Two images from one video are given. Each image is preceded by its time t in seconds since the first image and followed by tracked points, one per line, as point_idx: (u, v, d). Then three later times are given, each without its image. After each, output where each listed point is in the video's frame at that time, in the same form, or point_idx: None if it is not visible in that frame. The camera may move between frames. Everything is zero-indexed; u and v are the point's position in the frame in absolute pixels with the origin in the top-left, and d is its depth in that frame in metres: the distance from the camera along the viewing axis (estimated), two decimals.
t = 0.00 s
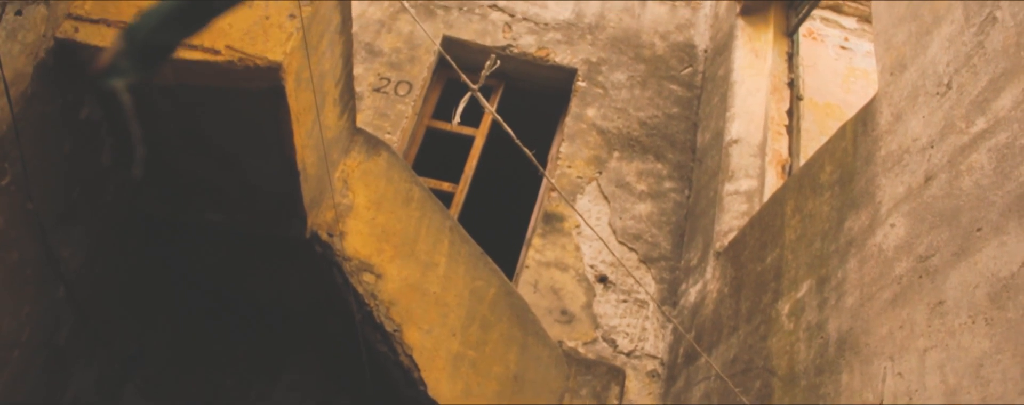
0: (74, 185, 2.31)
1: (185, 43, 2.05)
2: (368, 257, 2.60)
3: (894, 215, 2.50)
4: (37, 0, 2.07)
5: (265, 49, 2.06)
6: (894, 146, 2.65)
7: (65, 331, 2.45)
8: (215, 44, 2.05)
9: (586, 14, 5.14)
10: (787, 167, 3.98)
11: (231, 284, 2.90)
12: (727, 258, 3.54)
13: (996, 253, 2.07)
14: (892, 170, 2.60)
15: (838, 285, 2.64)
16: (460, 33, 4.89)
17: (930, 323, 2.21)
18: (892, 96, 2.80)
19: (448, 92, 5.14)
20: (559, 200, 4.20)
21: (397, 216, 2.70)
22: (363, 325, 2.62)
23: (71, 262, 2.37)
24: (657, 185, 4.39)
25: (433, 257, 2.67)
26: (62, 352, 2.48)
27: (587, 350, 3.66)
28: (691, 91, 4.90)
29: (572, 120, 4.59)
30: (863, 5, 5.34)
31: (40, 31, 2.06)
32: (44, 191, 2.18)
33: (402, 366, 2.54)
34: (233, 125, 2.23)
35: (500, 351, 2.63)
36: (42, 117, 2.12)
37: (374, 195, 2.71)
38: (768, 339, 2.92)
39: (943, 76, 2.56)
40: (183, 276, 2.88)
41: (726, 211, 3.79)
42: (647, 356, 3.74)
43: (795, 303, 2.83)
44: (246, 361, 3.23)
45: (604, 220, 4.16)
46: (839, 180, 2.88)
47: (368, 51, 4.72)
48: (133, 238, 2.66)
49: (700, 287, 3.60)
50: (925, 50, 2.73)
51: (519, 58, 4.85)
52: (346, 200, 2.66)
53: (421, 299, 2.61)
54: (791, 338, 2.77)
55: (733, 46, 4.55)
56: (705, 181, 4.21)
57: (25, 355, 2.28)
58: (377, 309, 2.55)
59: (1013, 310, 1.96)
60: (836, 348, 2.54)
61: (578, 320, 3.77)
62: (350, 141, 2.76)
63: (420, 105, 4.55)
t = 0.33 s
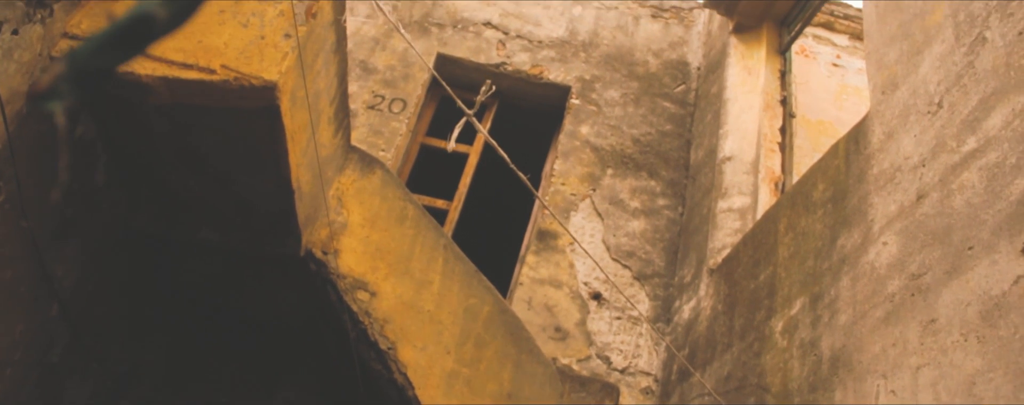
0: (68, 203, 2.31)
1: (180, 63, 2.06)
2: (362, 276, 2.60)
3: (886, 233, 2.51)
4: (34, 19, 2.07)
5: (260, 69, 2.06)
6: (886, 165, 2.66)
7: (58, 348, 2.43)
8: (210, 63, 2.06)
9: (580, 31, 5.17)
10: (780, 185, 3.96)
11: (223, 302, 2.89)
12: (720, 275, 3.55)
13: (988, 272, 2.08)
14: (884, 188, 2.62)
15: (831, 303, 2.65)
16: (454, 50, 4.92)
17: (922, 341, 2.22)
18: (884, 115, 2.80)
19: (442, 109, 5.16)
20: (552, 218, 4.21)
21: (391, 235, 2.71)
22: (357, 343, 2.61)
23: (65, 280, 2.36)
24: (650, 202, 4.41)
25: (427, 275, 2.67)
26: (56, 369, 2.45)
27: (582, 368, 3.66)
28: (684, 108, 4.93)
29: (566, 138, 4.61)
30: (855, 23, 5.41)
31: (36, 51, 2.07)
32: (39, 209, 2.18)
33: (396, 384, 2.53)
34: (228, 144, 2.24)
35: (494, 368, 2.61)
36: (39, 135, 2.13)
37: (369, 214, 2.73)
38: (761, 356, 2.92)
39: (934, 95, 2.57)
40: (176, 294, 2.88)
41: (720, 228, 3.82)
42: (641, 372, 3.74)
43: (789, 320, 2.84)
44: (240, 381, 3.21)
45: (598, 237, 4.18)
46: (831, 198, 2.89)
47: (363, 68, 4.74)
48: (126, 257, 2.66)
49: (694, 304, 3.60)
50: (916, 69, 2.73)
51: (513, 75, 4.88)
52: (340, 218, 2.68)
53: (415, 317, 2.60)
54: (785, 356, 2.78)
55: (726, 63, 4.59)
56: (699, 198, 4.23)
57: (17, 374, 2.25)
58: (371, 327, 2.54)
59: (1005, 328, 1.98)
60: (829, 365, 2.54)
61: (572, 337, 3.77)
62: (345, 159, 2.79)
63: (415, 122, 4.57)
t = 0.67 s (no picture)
0: (66, 210, 2.32)
1: (178, 72, 2.07)
2: (359, 284, 2.60)
3: (882, 242, 2.52)
4: (33, 28, 2.09)
5: (258, 78, 2.07)
6: (881, 174, 2.67)
7: (56, 356, 2.43)
8: (209, 73, 2.07)
9: (577, 40, 5.19)
10: (775, 193, 4.00)
11: (221, 308, 2.89)
12: (716, 283, 3.55)
13: (982, 282, 2.09)
14: (879, 197, 2.63)
15: (827, 312, 2.66)
16: (451, 59, 4.93)
17: (918, 350, 2.22)
18: (879, 124, 2.81)
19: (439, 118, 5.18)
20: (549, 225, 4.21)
21: (389, 243, 2.70)
22: (355, 352, 2.61)
23: (63, 288, 2.36)
24: (647, 210, 4.42)
25: (424, 284, 2.66)
26: (54, 377, 2.45)
27: (578, 375, 3.66)
28: (681, 116, 4.95)
29: (563, 146, 4.62)
30: (851, 31, 5.43)
31: (34, 59, 2.09)
32: (37, 216, 2.18)
33: (393, 392, 2.52)
34: (226, 152, 2.24)
35: (491, 377, 2.58)
36: (37, 143, 2.14)
37: (366, 222, 2.73)
38: (757, 364, 2.93)
39: (928, 105, 2.58)
40: (174, 301, 2.88)
41: (716, 236, 3.82)
42: (637, 380, 3.75)
43: (785, 328, 2.84)
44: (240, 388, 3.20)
45: (595, 244, 4.19)
46: (826, 207, 2.90)
47: (360, 76, 4.75)
48: (124, 264, 2.66)
49: (690, 312, 3.61)
50: (911, 79, 2.73)
51: (510, 84, 4.89)
52: (338, 226, 2.68)
53: (412, 325, 2.59)
54: (781, 364, 2.79)
55: (722, 72, 4.60)
56: (695, 206, 4.25)
57: (16, 380, 2.25)
58: (368, 335, 2.54)
59: (1000, 338, 1.99)
60: (825, 374, 2.55)
61: (569, 345, 3.78)
62: (342, 168, 2.80)
63: (411, 130, 4.59)
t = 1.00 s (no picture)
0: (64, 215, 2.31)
1: (178, 78, 2.08)
2: (357, 290, 2.60)
3: (878, 253, 2.53)
4: (34, 34, 2.09)
5: (259, 85, 2.08)
6: (878, 185, 2.68)
7: (52, 360, 2.42)
8: (209, 79, 2.07)
9: (575, 48, 5.20)
10: (772, 202, 3.98)
11: (217, 313, 2.88)
12: (713, 292, 3.56)
13: (979, 294, 2.10)
14: (876, 208, 2.64)
15: (824, 322, 2.67)
16: (450, 65, 4.94)
17: (914, 361, 2.23)
18: (876, 136, 2.82)
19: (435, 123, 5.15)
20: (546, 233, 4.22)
21: (386, 249, 2.70)
22: (352, 358, 2.61)
23: (59, 292, 2.35)
24: (644, 218, 4.43)
25: (422, 290, 2.66)
26: (49, 382, 2.44)
27: (574, 383, 3.67)
28: (678, 125, 4.96)
29: (561, 153, 4.63)
30: (848, 41, 5.45)
31: (35, 63, 2.10)
32: (35, 220, 2.18)
33: (391, 399, 2.53)
34: (226, 158, 2.24)
35: (488, 385, 2.59)
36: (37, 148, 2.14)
37: (364, 228, 2.72)
38: (754, 374, 2.94)
39: (926, 117, 2.59)
40: (170, 306, 2.87)
41: (713, 245, 3.82)
42: (633, 388, 3.75)
43: (781, 338, 2.85)
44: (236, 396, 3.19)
45: (592, 252, 4.20)
46: (823, 218, 2.91)
47: (359, 82, 4.75)
48: (120, 269, 2.65)
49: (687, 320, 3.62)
50: (908, 91, 2.74)
51: (509, 91, 4.90)
52: (336, 233, 2.68)
53: (410, 332, 2.59)
54: (777, 373, 2.79)
55: (720, 81, 4.61)
56: (692, 215, 4.26)
57: (12, 384, 2.24)
58: (366, 342, 2.54)
59: (996, 350, 2.00)
60: (822, 384, 2.56)
61: (565, 352, 3.78)
62: (341, 175, 2.80)
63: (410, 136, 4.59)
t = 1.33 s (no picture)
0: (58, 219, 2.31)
1: (177, 82, 2.07)
2: (352, 295, 2.60)
3: (871, 261, 2.54)
4: (30, 37, 2.10)
5: (255, 90, 2.08)
6: (872, 193, 2.69)
7: (44, 365, 2.41)
8: (207, 84, 2.07)
9: (570, 53, 5.21)
10: (766, 209, 4.01)
11: (212, 316, 2.87)
12: (706, 298, 3.57)
13: (971, 303, 2.11)
14: (869, 216, 2.65)
15: (817, 329, 2.68)
16: (445, 70, 4.95)
17: (906, 369, 2.25)
18: (870, 144, 2.84)
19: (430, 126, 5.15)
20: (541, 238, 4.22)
21: (381, 254, 2.69)
22: (346, 362, 2.60)
23: (53, 296, 2.34)
24: (638, 223, 4.45)
25: (417, 295, 2.66)
26: (41, 385, 2.43)
27: (568, 388, 3.68)
28: (672, 131, 4.98)
29: (555, 158, 4.63)
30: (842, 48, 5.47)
31: (33, 66, 2.08)
32: (29, 223, 2.17)
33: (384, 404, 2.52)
34: (223, 162, 2.24)
35: (482, 390, 2.59)
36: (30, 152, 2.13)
37: (359, 232, 2.71)
38: (747, 380, 2.95)
39: (919, 126, 2.61)
40: (165, 309, 2.86)
41: (707, 251, 3.83)
42: (626, 393, 3.76)
43: (774, 345, 2.86)
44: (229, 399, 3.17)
45: (585, 257, 4.21)
46: (817, 225, 2.92)
47: (354, 86, 4.75)
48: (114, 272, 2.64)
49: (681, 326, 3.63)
50: (903, 100, 2.75)
51: (503, 95, 4.91)
52: (331, 236, 2.67)
53: (404, 336, 2.59)
54: (770, 380, 2.80)
55: (715, 87, 4.63)
56: (686, 221, 4.27)
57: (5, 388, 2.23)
58: (360, 346, 2.54)
59: (987, 359, 2.01)
60: (814, 391, 2.57)
61: (559, 357, 3.78)
62: (337, 178, 2.77)
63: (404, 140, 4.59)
